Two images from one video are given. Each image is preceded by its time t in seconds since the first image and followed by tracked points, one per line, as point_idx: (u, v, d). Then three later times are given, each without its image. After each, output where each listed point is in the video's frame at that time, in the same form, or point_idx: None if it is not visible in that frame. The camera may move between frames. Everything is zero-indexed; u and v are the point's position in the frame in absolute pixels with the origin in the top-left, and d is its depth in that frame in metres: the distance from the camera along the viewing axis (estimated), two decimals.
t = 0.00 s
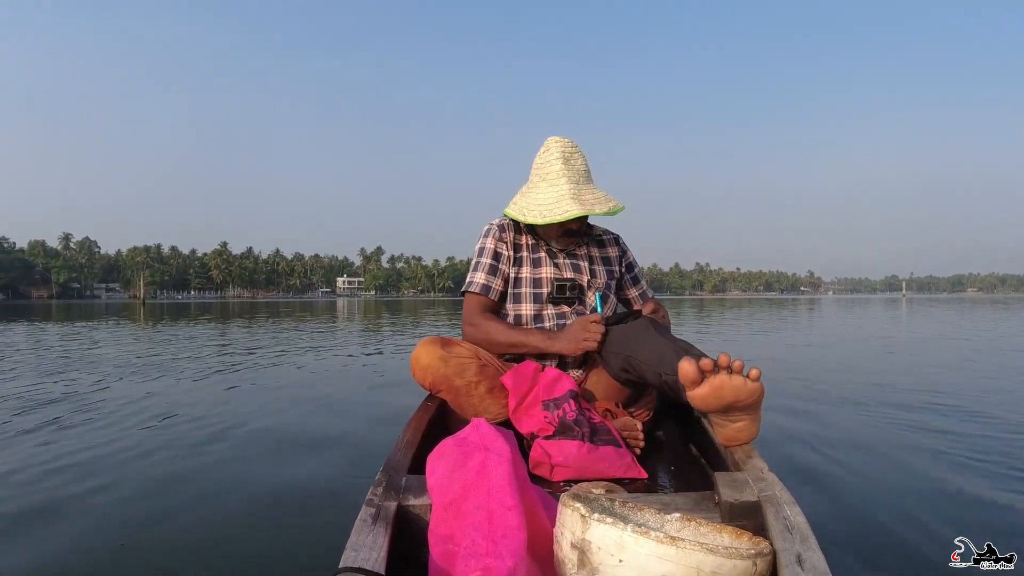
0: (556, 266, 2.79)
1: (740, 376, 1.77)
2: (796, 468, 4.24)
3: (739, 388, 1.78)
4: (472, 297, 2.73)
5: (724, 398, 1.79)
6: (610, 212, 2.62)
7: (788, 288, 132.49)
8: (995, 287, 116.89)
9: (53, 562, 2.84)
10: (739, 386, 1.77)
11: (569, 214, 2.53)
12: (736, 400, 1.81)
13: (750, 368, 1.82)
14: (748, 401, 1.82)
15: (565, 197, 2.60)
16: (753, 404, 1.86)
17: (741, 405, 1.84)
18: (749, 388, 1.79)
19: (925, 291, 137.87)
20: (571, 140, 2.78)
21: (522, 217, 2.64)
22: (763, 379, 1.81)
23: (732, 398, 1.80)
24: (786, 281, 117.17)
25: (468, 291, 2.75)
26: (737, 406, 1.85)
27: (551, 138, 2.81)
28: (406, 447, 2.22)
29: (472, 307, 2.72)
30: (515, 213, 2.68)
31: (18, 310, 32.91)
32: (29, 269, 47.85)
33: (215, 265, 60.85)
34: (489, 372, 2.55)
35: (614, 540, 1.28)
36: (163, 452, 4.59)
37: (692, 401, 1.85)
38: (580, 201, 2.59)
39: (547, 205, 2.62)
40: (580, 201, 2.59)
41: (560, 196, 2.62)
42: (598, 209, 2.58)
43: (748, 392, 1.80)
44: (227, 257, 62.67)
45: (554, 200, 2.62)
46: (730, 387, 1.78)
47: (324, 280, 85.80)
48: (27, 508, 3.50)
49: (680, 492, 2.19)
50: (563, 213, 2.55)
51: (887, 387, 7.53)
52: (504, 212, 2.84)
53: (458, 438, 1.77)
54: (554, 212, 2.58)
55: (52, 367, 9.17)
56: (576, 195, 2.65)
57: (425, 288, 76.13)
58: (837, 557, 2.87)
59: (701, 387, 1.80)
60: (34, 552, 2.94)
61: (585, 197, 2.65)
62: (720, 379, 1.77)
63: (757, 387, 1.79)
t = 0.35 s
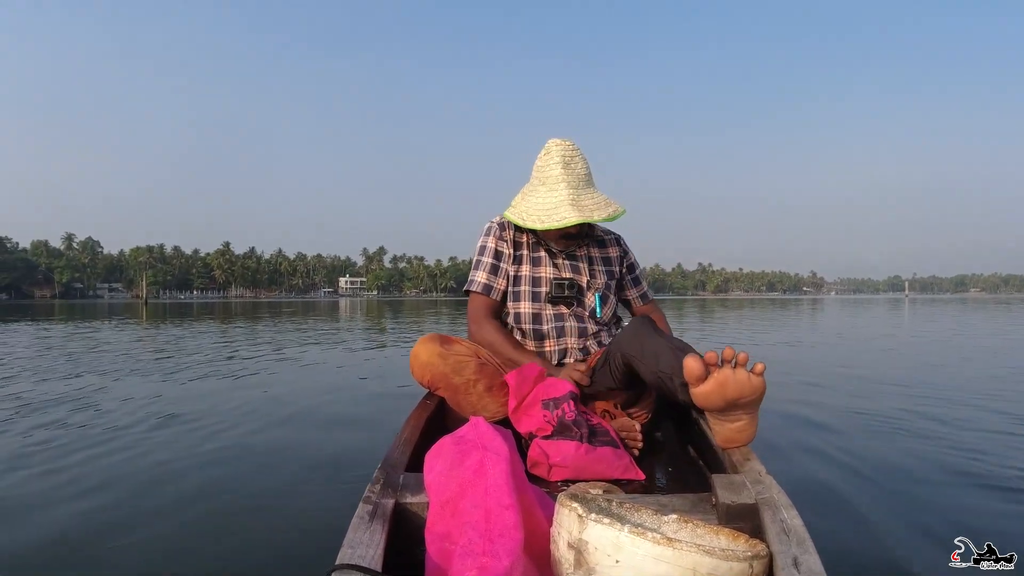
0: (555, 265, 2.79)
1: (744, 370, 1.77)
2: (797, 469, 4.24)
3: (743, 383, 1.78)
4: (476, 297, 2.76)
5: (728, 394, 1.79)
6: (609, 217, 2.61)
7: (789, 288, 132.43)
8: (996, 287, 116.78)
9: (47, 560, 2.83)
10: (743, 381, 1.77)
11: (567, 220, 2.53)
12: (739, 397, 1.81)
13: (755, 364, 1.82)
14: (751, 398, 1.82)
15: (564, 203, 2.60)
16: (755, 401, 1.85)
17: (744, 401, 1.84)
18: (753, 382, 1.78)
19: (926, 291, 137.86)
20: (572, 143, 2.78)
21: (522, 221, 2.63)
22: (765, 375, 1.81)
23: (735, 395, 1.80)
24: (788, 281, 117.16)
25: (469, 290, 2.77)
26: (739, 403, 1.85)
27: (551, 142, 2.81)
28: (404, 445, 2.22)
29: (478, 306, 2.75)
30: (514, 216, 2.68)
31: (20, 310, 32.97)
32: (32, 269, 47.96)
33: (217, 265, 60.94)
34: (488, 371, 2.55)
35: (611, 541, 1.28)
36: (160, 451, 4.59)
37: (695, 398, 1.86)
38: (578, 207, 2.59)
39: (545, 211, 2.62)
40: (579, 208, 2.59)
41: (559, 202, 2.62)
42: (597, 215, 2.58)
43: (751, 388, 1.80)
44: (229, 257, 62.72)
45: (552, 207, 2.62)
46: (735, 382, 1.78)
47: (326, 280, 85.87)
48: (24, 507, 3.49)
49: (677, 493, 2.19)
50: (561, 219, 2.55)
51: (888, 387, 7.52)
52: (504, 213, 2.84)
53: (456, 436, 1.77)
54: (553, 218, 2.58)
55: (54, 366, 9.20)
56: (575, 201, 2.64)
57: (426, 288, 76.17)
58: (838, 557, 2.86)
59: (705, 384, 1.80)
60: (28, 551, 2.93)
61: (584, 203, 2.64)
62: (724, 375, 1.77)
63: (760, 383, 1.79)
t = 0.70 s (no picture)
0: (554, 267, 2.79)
1: (744, 357, 1.78)
2: (797, 469, 4.23)
3: (743, 371, 1.78)
4: (483, 302, 2.73)
5: (729, 382, 1.79)
6: (608, 215, 2.61)
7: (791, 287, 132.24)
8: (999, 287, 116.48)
9: (46, 561, 2.84)
10: (743, 368, 1.78)
11: (566, 217, 2.53)
12: (740, 387, 1.82)
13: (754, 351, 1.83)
14: (751, 388, 1.82)
15: (564, 200, 2.60)
16: (756, 391, 1.85)
17: (745, 392, 1.84)
18: (754, 370, 1.79)
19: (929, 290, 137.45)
20: (571, 142, 2.79)
21: (522, 220, 2.64)
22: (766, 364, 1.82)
23: (736, 384, 1.80)
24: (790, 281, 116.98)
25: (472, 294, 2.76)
26: (740, 394, 1.85)
27: (551, 140, 2.82)
28: (405, 446, 2.23)
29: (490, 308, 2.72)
30: (514, 216, 2.69)
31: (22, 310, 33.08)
32: (35, 269, 48.12)
33: (219, 265, 61.05)
34: (489, 371, 2.55)
35: (612, 541, 1.28)
36: (160, 452, 4.60)
37: (696, 388, 1.86)
38: (578, 205, 2.58)
39: (546, 208, 2.62)
40: (578, 205, 2.59)
41: (559, 199, 2.62)
42: (597, 212, 2.58)
43: (751, 376, 1.80)
44: (232, 257, 62.84)
45: (552, 203, 2.62)
46: (736, 370, 1.78)
47: (328, 279, 86.01)
48: (23, 508, 3.49)
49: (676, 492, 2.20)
50: (561, 216, 2.55)
51: (887, 387, 7.52)
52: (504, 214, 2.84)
53: (457, 437, 1.77)
54: (553, 215, 2.57)
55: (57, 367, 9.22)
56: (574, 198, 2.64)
57: (428, 288, 76.29)
58: (837, 557, 2.86)
59: (706, 372, 1.80)
60: (28, 552, 2.94)
61: (584, 200, 2.64)
62: (724, 363, 1.78)
63: (760, 371, 1.80)
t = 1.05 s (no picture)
0: (554, 266, 2.80)
1: (732, 357, 1.79)
2: (797, 469, 4.23)
3: (733, 370, 1.79)
4: (495, 301, 2.72)
5: (721, 384, 1.79)
6: (602, 211, 2.61)
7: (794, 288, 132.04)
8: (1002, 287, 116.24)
9: (45, 561, 2.84)
10: (732, 368, 1.78)
11: (559, 216, 2.53)
12: (732, 387, 1.82)
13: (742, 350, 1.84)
14: (744, 387, 1.82)
15: (557, 198, 2.60)
16: (750, 390, 1.85)
17: (737, 391, 1.84)
18: (744, 369, 1.79)
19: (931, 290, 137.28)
20: (563, 141, 2.79)
21: (517, 220, 2.64)
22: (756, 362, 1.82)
23: (727, 385, 1.80)
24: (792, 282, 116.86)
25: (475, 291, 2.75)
26: (734, 394, 1.85)
27: (544, 139, 2.82)
28: (406, 446, 2.23)
29: (495, 306, 2.71)
30: (510, 216, 2.70)
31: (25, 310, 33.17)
32: (38, 268, 48.23)
33: (221, 265, 61.13)
34: (489, 371, 2.55)
35: (613, 540, 1.28)
36: (162, 452, 4.60)
37: (688, 393, 1.86)
38: (572, 202, 2.59)
39: (540, 207, 2.63)
40: (573, 203, 2.59)
41: (553, 198, 2.62)
42: (590, 209, 2.58)
43: (742, 375, 1.80)
44: (234, 256, 62.95)
45: (546, 203, 2.62)
46: (726, 371, 1.79)
47: (330, 279, 86.12)
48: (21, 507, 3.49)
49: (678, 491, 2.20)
50: (555, 214, 2.55)
51: (886, 387, 7.53)
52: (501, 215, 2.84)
53: (458, 437, 1.78)
54: (547, 213, 2.58)
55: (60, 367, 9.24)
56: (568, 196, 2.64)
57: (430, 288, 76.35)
58: (837, 557, 2.87)
59: (696, 376, 1.80)
60: (27, 552, 2.94)
61: (578, 198, 2.64)
62: (713, 365, 1.79)
63: (750, 368, 1.80)
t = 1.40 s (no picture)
0: (553, 265, 2.79)
1: (733, 361, 1.79)
2: (798, 469, 4.23)
3: (734, 374, 1.79)
4: (472, 292, 2.75)
5: (720, 387, 1.80)
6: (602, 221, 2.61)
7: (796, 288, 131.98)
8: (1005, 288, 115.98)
9: (47, 560, 2.84)
10: (733, 372, 1.79)
11: (560, 221, 2.54)
12: (732, 390, 1.82)
13: (742, 354, 1.84)
14: (745, 390, 1.83)
15: (558, 203, 2.61)
16: (751, 392, 1.85)
17: (738, 394, 1.84)
18: (744, 372, 1.79)
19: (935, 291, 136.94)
20: (570, 144, 2.79)
21: (517, 221, 2.65)
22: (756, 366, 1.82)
23: (728, 388, 1.81)
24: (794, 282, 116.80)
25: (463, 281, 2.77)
26: (735, 397, 1.85)
27: (550, 141, 2.82)
28: (406, 447, 2.23)
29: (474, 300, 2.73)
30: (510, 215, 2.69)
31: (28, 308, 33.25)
32: (41, 266, 48.33)
33: (224, 264, 61.24)
34: (490, 372, 2.55)
35: (614, 540, 1.28)
36: (163, 451, 4.61)
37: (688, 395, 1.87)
38: (572, 208, 2.59)
39: (541, 211, 2.63)
40: (573, 208, 2.60)
41: (554, 204, 2.62)
42: (592, 217, 2.58)
43: (743, 378, 1.80)
44: (237, 255, 63.05)
45: (546, 207, 2.63)
46: (726, 374, 1.79)
47: (332, 278, 86.20)
48: (22, 507, 3.49)
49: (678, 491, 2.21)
50: (556, 220, 2.56)
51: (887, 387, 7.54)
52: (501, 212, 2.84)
53: (459, 438, 1.78)
54: (548, 218, 2.59)
55: (61, 365, 9.25)
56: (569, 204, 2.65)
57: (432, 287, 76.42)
58: (836, 556, 2.88)
59: (697, 378, 1.81)
60: (29, 551, 2.94)
61: (579, 205, 2.64)
62: (714, 368, 1.79)
63: (751, 372, 1.80)
